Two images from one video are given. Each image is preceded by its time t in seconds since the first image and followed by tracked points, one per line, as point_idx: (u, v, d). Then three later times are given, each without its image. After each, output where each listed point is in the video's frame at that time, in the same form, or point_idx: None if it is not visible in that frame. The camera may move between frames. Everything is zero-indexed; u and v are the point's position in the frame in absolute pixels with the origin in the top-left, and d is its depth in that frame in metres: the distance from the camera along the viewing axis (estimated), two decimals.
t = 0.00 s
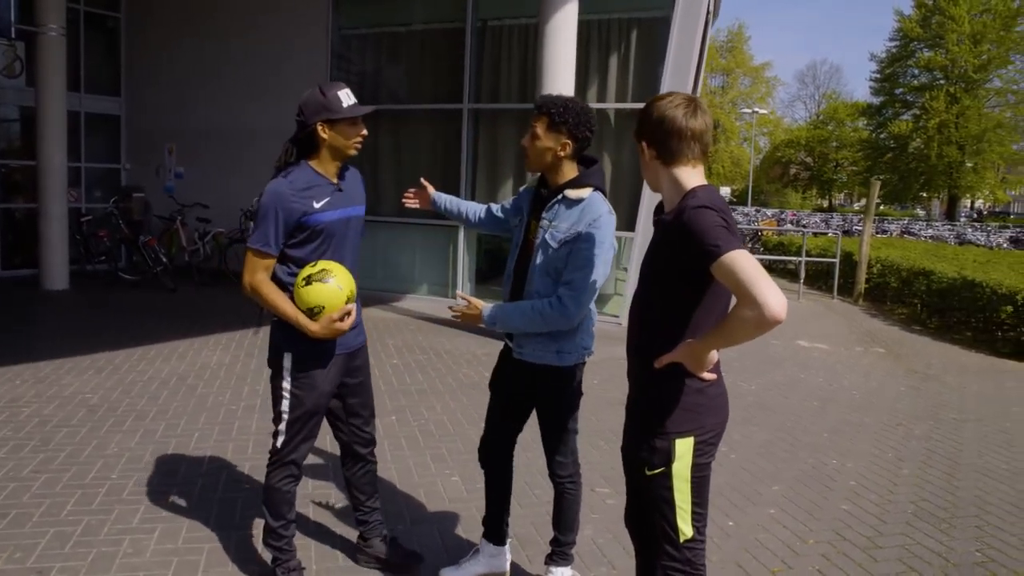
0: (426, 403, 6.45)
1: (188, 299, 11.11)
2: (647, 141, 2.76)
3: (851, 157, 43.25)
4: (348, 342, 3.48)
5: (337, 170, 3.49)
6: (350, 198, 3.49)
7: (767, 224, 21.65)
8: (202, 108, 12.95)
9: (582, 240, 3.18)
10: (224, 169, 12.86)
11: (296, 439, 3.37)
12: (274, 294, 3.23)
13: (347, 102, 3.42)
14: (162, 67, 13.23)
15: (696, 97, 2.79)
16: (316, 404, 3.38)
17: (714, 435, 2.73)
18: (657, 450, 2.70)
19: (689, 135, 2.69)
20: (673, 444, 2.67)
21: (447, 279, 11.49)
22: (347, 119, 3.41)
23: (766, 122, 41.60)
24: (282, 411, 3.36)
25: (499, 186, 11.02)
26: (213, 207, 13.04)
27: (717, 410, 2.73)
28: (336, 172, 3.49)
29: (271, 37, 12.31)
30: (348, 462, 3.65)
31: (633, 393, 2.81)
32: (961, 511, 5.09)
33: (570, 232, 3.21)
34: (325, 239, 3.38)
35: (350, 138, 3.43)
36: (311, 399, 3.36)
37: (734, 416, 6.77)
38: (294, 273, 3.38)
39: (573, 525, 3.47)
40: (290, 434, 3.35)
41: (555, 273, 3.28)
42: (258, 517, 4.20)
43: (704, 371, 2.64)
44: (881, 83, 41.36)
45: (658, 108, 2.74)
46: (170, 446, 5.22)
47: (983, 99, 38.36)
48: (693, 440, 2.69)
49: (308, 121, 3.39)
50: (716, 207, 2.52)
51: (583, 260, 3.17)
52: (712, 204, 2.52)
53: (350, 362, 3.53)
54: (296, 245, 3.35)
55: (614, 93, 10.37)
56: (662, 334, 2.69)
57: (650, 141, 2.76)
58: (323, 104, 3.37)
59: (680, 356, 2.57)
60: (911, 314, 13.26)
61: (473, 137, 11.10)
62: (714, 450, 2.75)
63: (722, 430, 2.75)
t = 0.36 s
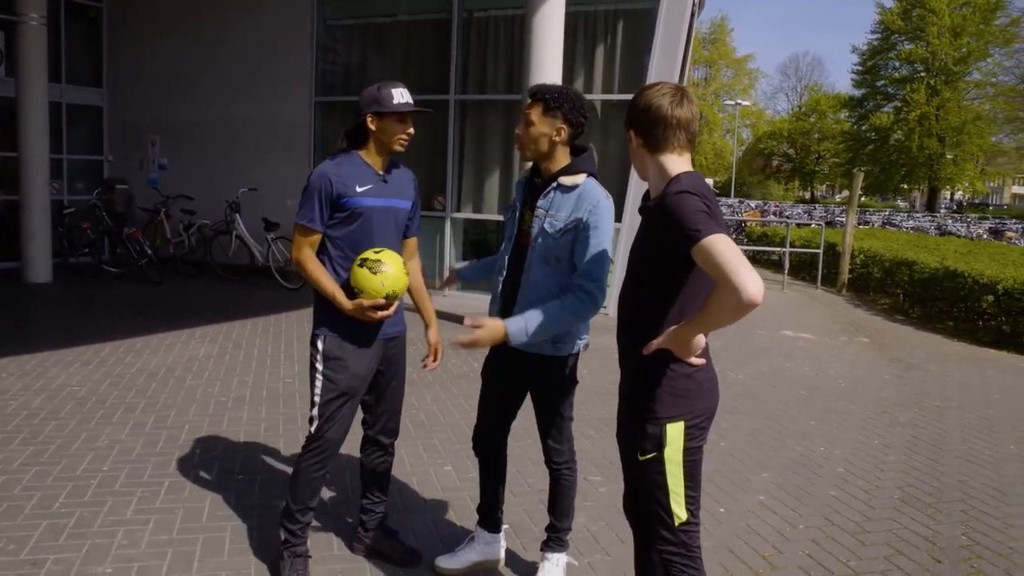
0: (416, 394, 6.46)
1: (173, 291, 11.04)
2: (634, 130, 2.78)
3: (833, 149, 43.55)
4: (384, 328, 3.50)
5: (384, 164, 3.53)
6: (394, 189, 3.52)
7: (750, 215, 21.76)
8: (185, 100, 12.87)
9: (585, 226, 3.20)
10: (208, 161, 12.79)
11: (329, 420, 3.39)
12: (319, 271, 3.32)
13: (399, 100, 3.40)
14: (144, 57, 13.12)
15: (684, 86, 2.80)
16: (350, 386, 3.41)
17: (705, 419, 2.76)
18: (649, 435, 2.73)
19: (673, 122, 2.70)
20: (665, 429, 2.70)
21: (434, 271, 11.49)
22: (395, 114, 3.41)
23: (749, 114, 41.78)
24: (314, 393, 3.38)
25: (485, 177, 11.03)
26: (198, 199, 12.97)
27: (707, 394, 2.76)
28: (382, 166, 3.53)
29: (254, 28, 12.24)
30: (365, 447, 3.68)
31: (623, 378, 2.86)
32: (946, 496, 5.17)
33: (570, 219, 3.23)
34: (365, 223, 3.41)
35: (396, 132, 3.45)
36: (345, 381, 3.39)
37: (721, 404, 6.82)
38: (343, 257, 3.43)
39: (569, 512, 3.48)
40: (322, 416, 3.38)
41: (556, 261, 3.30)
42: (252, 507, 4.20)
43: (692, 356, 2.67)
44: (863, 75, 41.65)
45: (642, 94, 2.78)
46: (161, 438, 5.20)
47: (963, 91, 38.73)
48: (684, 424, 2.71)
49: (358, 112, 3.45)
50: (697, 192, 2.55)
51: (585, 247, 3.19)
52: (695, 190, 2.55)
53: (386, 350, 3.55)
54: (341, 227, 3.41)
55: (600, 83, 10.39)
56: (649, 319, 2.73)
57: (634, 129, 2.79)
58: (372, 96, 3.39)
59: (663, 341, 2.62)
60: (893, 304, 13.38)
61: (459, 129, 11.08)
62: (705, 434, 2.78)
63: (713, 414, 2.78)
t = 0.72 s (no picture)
0: (416, 397, 6.44)
1: (172, 295, 11.04)
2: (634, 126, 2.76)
3: (833, 150, 43.55)
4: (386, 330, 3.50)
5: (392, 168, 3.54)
6: (399, 193, 3.49)
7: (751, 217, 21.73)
8: (185, 104, 12.89)
9: (583, 223, 3.18)
10: (208, 165, 12.80)
11: (327, 420, 3.41)
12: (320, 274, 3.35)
13: (402, 104, 3.40)
14: (144, 62, 13.14)
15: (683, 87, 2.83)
16: (349, 387, 3.43)
17: (704, 421, 2.75)
18: (650, 438, 2.72)
19: (683, 126, 2.73)
20: (665, 431, 2.69)
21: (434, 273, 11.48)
22: (398, 118, 3.41)
23: (749, 116, 41.76)
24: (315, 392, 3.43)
25: (486, 179, 11.02)
26: (198, 203, 12.98)
27: (707, 396, 2.75)
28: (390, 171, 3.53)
29: (253, 31, 12.26)
30: (361, 449, 3.67)
31: (621, 382, 2.84)
32: (948, 497, 5.15)
33: (569, 217, 3.22)
34: (366, 227, 3.40)
35: (399, 136, 3.44)
36: (343, 382, 3.41)
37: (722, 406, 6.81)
38: (348, 260, 3.43)
39: (569, 516, 3.47)
40: (322, 418, 3.41)
41: (553, 260, 3.28)
42: (252, 511, 4.18)
43: (692, 358, 2.66)
44: (863, 76, 41.67)
45: (651, 91, 2.76)
46: (161, 442, 5.19)
47: (963, 91, 38.74)
48: (685, 426, 2.71)
49: (364, 116, 3.46)
50: (698, 193, 2.55)
51: (579, 244, 3.17)
52: (695, 191, 2.55)
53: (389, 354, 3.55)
54: (344, 231, 3.42)
55: (600, 85, 10.38)
56: (647, 323, 2.72)
57: (642, 124, 2.74)
58: (376, 101, 3.41)
59: (664, 343, 2.61)
60: (894, 305, 13.37)
61: (459, 131, 11.07)
62: (705, 436, 2.77)
63: (713, 415, 2.77)
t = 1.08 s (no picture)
0: (419, 394, 6.43)
1: (176, 292, 11.04)
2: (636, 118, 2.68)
3: (842, 145, 43.34)
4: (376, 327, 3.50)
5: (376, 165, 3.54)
6: (384, 189, 3.51)
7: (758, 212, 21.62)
8: (190, 100, 12.89)
9: (575, 220, 3.15)
10: (213, 161, 12.79)
11: (325, 421, 3.44)
12: (304, 269, 3.35)
13: (392, 100, 3.41)
14: (149, 59, 13.15)
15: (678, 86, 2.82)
16: (341, 387, 3.42)
17: (703, 420, 2.71)
18: (648, 437, 2.69)
19: (683, 125, 2.72)
20: (664, 431, 2.66)
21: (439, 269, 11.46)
22: (386, 114, 3.41)
23: (757, 111, 41.57)
24: (313, 395, 3.45)
25: (490, 175, 10.98)
26: (203, 199, 12.98)
27: (705, 395, 2.72)
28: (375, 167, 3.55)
29: (258, 27, 12.23)
30: (356, 447, 3.67)
31: (618, 382, 2.81)
32: (953, 496, 5.10)
33: (561, 214, 3.19)
34: (349, 222, 3.42)
35: (386, 132, 3.44)
36: (337, 382, 3.41)
37: (727, 404, 6.77)
38: (333, 257, 3.45)
39: (567, 515, 3.46)
40: (320, 417, 3.44)
41: (546, 258, 3.25)
42: (251, 509, 4.17)
43: (690, 357, 2.62)
44: (871, 71, 41.46)
45: (655, 85, 2.69)
46: (162, 439, 5.18)
47: (973, 86, 38.51)
48: (683, 426, 2.68)
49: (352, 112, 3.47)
50: (694, 191, 2.52)
51: (570, 242, 3.14)
52: (691, 188, 2.52)
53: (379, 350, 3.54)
54: (328, 228, 3.44)
55: (604, 81, 10.33)
56: (644, 322, 2.68)
57: (646, 119, 2.67)
58: (365, 96, 3.41)
59: (663, 342, 2.57)
60: (902, 301, 13.29)
61: (463, 127, 11.04)
62: (704, 436, 2.74)
63: (712, 415, 2.74)
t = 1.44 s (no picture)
0: (432, 391, 6.42)
1: (195, 290, 11.10)
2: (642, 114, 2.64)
3: (865, 139, 42.88)
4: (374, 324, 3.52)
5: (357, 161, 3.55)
6: (368, 183, 3.53)
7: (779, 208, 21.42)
8: (208, 99, 12.97)
9: (578, 222, 3.15)
10: (231, 159, 12.87)
11: (320, 417, 3.48)
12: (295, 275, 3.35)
13: (368, 94, 3.42)
14: (168, 58, 13.24)
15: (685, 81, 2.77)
16: (332, 384, 3.47)
17: (707, 420, 2.68)
18: (650, 437, 2.65)
19: (690, 120, 2.67)
20: (666, 430, 2.63)
21: (456, 267, 11.46)
22: (364, 109, 3.42)
23: (779, 105, 41.19)
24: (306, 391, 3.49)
25: (506, 172, 10.96)
26: (221, 198, 13.06)
27: (709, 394, 2.68)
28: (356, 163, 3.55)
29: (275, 26, 12.27)
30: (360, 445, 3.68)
31: (620, 381, 2.78)
32: (972, 496, 5.02)
33: (564, 215, 3.18)
34: (338, 220, 3.43)
35: (366, 126, 3.45)
36: (328, 379, 3.46)
37: (743, 402, 6.71)
38: (324, 257, 3.47)
39: (574, 512, 3.45)
40: (315, 412, 3.47)
41: (549, 257, 3.23)
42: (261, 507, 4.17)
43: (692, 356, 2.59)
44: (895, 64, 40.98)
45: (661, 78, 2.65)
46: (175, 437, 5.21)
47: (999, 78, 37.98)
48: (686, 426, 2.64)
49: (326, 108, 3.47)
50: (700, 188, 2.49)
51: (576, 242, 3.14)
52: (695, 184, 2.49)
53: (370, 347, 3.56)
54: (316, 228, 3.45)
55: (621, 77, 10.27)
56: (645, 319, 2.64)
57: (652, 114, 2.63)
58: (341, 91, 3.41)
59: (666, 341, 2.53)
60: (924, 298, 13.11)
61: (479, 124, 11.02)
62: (708, 437, 2.70)
63: (716, 415, 2.70)
